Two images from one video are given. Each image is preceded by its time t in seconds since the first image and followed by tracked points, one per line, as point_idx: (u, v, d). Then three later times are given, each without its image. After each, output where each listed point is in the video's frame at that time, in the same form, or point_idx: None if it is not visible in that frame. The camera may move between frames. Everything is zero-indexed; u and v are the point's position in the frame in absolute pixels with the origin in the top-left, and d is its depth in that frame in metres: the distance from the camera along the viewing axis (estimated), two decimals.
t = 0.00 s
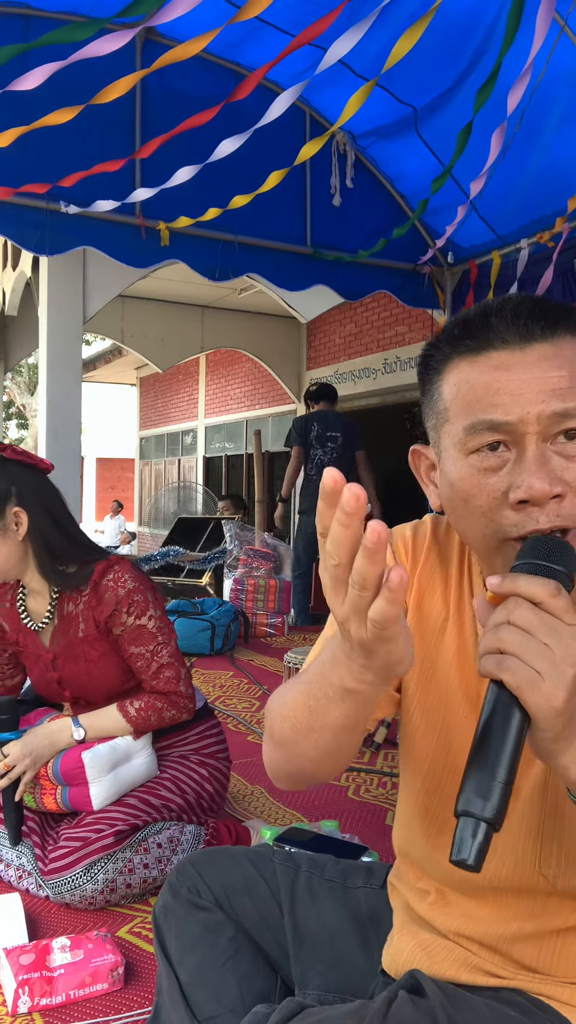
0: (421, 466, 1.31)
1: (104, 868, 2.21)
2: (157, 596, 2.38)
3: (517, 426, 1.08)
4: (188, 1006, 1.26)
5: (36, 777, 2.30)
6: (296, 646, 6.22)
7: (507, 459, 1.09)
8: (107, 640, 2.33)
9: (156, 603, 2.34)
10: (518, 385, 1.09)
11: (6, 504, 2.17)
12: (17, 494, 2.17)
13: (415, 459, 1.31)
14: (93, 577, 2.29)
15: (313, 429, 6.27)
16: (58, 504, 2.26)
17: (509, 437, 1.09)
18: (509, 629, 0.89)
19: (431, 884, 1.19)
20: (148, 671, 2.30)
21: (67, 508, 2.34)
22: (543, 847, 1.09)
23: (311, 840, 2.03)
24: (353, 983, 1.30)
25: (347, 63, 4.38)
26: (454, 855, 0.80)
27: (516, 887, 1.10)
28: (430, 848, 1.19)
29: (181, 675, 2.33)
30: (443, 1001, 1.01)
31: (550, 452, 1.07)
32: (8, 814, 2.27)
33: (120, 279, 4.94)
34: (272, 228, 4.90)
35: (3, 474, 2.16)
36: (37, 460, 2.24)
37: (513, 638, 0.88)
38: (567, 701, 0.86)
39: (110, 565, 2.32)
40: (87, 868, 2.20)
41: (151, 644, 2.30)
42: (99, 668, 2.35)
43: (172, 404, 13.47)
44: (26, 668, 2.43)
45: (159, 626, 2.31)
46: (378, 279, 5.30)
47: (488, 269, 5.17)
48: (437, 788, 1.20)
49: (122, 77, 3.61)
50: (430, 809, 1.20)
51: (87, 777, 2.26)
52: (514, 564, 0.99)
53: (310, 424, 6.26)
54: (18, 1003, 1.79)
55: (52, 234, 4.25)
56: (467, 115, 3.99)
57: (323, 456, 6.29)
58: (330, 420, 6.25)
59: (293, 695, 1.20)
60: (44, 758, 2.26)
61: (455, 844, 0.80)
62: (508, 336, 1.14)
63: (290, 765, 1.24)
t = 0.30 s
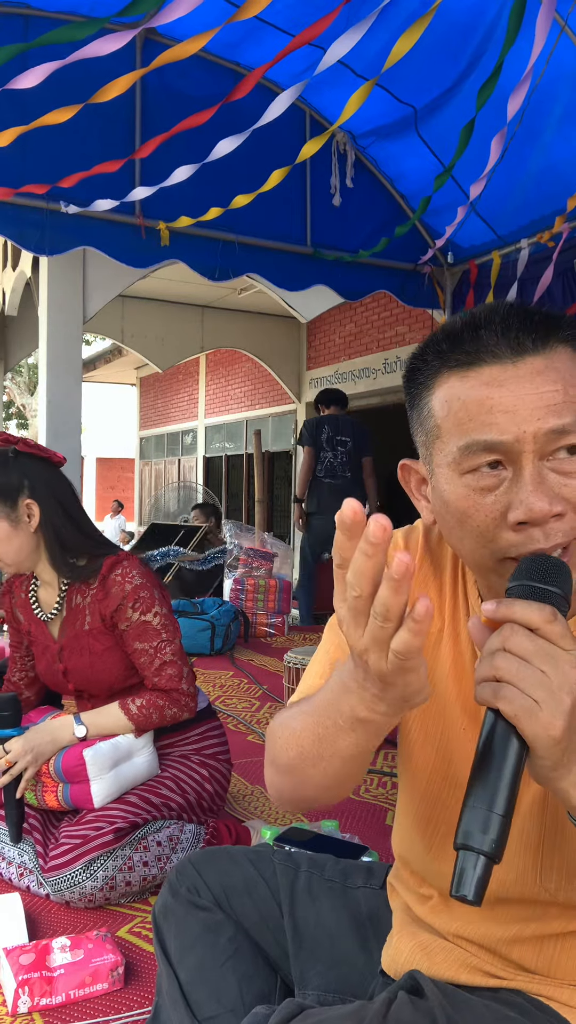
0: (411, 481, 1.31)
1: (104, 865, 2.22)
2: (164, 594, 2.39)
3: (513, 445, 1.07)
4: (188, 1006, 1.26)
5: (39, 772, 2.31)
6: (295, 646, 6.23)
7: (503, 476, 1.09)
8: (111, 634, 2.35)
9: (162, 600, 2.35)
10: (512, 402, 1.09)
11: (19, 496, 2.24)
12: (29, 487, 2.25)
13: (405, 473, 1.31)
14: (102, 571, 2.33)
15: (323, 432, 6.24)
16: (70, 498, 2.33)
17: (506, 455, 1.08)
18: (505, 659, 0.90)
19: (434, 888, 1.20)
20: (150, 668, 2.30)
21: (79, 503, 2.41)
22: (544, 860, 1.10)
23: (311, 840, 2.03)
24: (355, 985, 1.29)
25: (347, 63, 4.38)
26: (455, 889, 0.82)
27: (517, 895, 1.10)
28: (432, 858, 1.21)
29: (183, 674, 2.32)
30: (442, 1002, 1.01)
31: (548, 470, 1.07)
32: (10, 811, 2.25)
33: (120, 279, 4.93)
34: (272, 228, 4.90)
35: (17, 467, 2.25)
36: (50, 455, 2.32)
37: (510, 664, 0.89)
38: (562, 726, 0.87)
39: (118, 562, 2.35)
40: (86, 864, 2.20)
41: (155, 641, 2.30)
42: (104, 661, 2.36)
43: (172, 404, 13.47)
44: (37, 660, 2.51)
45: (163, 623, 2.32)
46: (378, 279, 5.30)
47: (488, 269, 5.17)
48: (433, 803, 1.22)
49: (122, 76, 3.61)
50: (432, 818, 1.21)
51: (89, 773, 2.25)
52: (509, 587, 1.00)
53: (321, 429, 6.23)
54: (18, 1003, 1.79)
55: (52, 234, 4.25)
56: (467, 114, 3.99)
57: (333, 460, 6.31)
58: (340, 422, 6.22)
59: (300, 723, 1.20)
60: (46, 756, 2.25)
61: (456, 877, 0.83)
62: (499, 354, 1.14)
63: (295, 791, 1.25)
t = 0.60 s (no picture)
0: (402, 490, 1.31)
1: (103, 864, 2.22)
2: (166, 590, 2.39)
3: (492, 456, 1.08)
4: (188, 1006, 1.27)
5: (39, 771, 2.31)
6: (295, 646, 6.24)
7: (484, 485, 1.10)
8: (113, 628, 2.37)
9: (164, 596, 2.35)
10: (491, 412, 1.09)
11: (26, 488, 2.29)
12: (36, 479, 2.30)
13: (395, 482, 1.31)
14: (106, 565, 2.35)
15: (322, 452, 6.27)
16: (76, 492, 2.38)
17: (485, 465, 1.09)
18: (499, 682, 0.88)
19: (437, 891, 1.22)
20: (150, 664, 2.30)
21: (86, 499, 2.45)
22: (546, 864, 1.10)
23: (311, 840, 2.04)
24: (355, 985, 1.29)
25: (347, 63, 4.39)
26: (453, 914, 0.82)
27: (519, 899, 1.11)
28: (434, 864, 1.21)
29: (182, 670, 2.32)
30: (441, 1002, 1.02)
31: (528, 480, 1.08)
32: (10, 811, 2.25)
33: (120, 279, 4.93)
34: (272, 228, 4.89)
35: (25, 460, 2.31)
36: (57, 451, 2.38)
37: (499, 689, 0.88)
38: (554, 747, 0.87)
39: (123, 557, 2.37)
40: (86, 863, 2.21)
41: (155, 636, 2.30)
42: (105, 656, 2.37)
43: (172, 404, 13.47)
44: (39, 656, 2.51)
45: (164, 619, 2.32)
46: (378, 279, 5.30)
47: (488, 269, 5.17)
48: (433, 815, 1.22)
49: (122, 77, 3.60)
50: (433, 824, 1.22)
51: (89, 772, 2.25)
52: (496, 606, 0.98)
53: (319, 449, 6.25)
54: (18, 1003, 1.79)
55: (52, 234, 4.25)
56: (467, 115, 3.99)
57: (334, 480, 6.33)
58: (336, 443, 6.27)
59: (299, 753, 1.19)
60: (46, 756, 2.24)
61: (454, 902, 0.83)
62: (481, 364, 1.13)
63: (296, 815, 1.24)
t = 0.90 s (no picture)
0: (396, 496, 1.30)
1: (104, 864, 2.22)
2: (169, 588, 2.39)
3: (447, 470, 1.09)
4: (188, 1007, 1.26)
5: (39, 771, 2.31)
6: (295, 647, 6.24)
7: (443, 499, 1.11)
8: (115, 625, 2.36)
9: (167, 594, 2.35)
10: (450, 424, 1.10)
11: (31, 485, 2.32)
12: (41, 477, 2.32)
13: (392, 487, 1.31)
14: (109, 560, 2.36)
15: (316, 462, 6.29)
16: (81, 489, 2.40)
17: (441, 479, 1.10)
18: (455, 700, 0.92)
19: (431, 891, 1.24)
20: (150, 662, 2.30)
21: (91, 497, 2.47)
22: (544, 866, 1.10)
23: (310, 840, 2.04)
24: (354, 985, 1.30)
25: (346, 63, 4.39)
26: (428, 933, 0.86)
27: (519, 901, 1.12)
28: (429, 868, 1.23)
29: (183, 668, 2.31)
30: (441, 1003, 1.02)
31: (484, 496, 1.08)
32: (10, 811, 2.26)
33: (120, 279, 4.93)
34: (272, 228, 4.89)
35: (29, 458, 2.34)
36: (61, 449, 2.41)
37: (459, 713, 0.91)
38: (516, 767, 0.90)
39: (126, 554, 2.37)
40: (87, 863, 2.20)
41: (156, 633, 2.30)
42: (106, 653, 2.37)
43: (172, 404, 13.47)
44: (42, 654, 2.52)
45: (166, 617, 2.32)
46: (378, 279, 5.30)
47: (488, 269, 5.16)
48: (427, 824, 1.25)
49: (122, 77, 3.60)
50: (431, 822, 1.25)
51: (89, 772, 2.25)
52: (460, 627, 1.03)
53: (313, 458, 6.28)
54: (18, 1003, 1.79)
55: (52, 234, 4.25)
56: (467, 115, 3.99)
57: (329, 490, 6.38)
58: (329, 452, 6.33)
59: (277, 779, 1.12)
60: (46, 756, 2.22)
61: (428, 922, 0.86)
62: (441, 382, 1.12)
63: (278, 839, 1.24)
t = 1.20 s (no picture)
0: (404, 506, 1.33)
1: (103, 864, 2.24)
2: (173, 588, 2.39)
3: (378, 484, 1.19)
4: (189, 1007, 1.27)
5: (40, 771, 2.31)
6: (295, 647, 6.25)
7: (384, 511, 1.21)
8: (118, 623, 2.36)
9: (170, 594, 2.35)
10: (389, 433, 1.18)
11: (37, 483, 2.32)
12: (48, 474, 2.34)
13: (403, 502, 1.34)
14: (114, 559, 2.36)
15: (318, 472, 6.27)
16: (87, 487, 2.40)
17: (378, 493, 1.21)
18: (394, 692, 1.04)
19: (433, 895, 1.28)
20: (152, 661, 2.29)
21: (97, 496, 2.48)
22: (542, 865, 1.13)
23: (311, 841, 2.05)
24: (353, 986, 1.31)
25: (346, 64, 4.40)
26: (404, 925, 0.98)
27: (519, 897, 1.14)
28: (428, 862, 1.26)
29: (184, 668, 2.30)
30: (441, 1004, 1.02)
31: (408, 511, 1.16)
32: (10, 811, 2.25)
33: (120, 279, 4.92)
34: (272, 228, 4.89)
35: (36, 455, 2.36)
36: (68, 447, 2.43)
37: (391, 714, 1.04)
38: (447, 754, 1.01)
39: (131, 553, 2.37)
40: (87, 863, 2.22)
41: (159, 633, 2.30)
42: (109, 652, 2.37)
43: (172, 404, 13.47)
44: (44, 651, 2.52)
45: (169, 617, 2.31)
46: (377, 279, 5.30)
47: (488, 269, 5.16)
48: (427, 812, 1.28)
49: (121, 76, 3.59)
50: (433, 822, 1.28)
51: (89, 772, 2.25)
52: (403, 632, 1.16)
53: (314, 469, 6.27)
54: (18, 1003, 1.79)
55: (52, 234, 4.25)
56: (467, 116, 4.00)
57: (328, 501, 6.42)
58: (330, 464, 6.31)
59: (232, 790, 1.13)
60: (46, 756, 2.22)
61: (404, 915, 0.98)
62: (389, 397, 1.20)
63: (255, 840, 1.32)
